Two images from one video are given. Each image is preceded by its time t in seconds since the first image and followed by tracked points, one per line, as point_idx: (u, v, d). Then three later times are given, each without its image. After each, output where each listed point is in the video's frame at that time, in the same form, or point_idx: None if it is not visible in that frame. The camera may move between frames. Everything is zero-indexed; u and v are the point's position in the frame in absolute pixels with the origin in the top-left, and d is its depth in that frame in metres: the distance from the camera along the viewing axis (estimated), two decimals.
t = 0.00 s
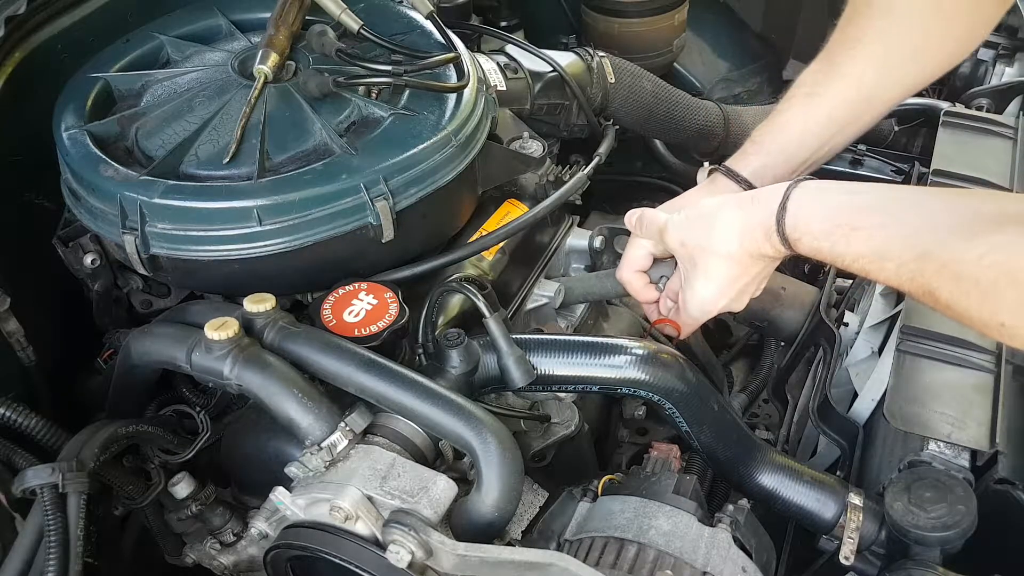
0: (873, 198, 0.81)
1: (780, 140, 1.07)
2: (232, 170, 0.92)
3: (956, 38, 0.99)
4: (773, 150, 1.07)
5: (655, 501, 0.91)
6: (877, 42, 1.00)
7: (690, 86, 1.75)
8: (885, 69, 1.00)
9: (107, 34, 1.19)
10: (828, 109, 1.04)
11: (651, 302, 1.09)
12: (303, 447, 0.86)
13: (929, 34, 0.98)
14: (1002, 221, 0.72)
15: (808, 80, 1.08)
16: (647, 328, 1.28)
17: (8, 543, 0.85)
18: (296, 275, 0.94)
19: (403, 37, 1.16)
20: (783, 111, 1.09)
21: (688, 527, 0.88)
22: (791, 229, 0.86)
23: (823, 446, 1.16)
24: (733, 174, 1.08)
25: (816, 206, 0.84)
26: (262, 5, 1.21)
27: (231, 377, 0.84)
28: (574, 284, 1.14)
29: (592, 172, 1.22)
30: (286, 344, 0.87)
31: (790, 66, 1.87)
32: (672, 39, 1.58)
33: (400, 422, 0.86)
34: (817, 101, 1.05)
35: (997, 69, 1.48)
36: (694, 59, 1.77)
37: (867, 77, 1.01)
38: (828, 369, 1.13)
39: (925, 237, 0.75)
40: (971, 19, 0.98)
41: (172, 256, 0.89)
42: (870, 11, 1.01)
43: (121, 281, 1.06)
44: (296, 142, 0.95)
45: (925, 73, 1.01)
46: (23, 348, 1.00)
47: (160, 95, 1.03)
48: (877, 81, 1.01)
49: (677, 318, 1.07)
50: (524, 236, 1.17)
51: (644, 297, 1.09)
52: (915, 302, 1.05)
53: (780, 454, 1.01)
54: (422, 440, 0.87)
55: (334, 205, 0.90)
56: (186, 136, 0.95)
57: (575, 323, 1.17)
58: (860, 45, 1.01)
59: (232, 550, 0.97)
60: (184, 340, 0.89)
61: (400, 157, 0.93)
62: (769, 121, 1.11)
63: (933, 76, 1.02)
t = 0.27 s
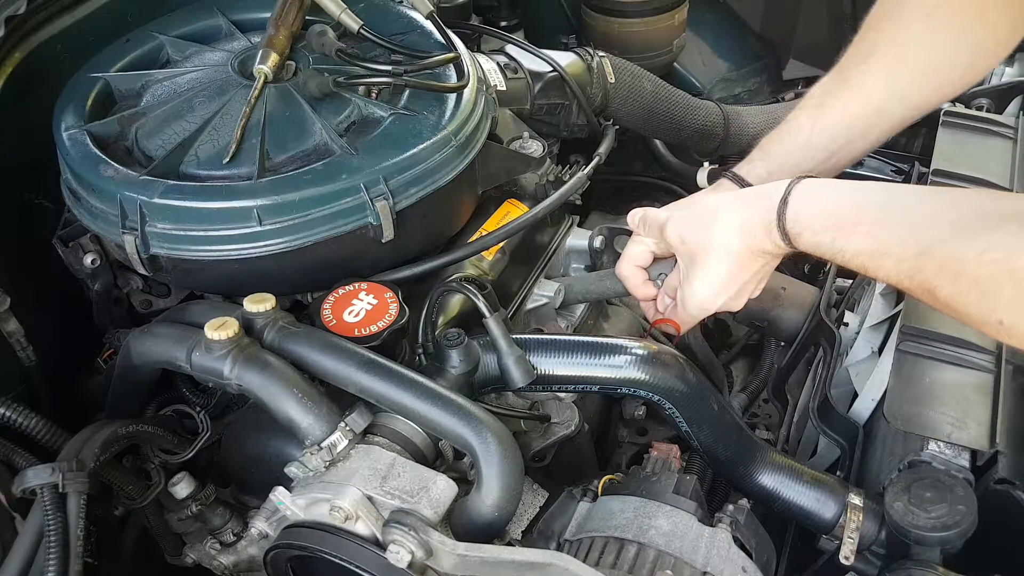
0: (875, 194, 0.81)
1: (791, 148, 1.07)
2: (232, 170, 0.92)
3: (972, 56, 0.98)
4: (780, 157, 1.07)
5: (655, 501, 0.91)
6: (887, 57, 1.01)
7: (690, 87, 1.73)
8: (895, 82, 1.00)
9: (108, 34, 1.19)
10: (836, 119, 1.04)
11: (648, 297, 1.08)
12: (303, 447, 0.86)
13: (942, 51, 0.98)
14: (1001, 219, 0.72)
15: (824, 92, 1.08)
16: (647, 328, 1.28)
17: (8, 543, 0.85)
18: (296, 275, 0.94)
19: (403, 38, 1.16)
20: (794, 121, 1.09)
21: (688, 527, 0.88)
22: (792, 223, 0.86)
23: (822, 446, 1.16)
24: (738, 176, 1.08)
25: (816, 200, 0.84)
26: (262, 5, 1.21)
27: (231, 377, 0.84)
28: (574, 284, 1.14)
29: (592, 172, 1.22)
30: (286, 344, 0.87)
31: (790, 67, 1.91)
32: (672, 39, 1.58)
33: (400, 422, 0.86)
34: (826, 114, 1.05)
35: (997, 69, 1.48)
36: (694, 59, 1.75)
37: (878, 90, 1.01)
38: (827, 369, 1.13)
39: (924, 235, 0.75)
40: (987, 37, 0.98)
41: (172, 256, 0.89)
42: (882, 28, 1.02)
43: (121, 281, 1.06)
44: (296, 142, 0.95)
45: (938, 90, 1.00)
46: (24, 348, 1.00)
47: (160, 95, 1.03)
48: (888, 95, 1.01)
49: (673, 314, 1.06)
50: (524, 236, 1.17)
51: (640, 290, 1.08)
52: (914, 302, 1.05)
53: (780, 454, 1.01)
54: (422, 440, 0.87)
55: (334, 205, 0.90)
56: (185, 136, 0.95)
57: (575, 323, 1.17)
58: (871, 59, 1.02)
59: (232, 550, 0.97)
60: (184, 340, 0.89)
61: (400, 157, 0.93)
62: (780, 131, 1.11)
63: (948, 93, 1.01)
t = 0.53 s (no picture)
0: (875, 191, 0.81)
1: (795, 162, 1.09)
2: (232, 170, 0.92)
3: (987, 75, 0.97)
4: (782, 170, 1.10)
5: (655, 501, 0.91)
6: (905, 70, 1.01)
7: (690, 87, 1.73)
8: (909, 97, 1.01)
9: (107, 34, 1.19)
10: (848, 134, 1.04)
11: (646, 294, 1.07)
12: (303, 447, 0.86)
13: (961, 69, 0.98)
14: (1000, 217, 0.72)
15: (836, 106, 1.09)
16: (647, 328, 1.28)
17: (8, 543, 0.85)
18: (296, 275, 0.94)
19: (403, 37, 1.16)
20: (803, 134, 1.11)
21: (688, 527, 0.88)
22: (793, 218, 0.86)
23: (822, 446, 1.16)
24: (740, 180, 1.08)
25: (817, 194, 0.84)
26: (262, 5, 1.21)
27: (231, 377, 0.84)
28: (574, 284, 1.14)
29: (592, 172, 1.22)
30: (286, 344, 0.87)
31: (791, 67, 1.89)
32: (672, 39, 1.58)
33: (400, 422, 0.86)
34: (837, 125, 1.06)
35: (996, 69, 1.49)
36: (694, 59, 1.75)
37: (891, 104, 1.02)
38: (827, 369, 1.13)
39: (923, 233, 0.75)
40: (1007, 58, 0.96)
41: (171, 256, 0.89)
42: (903, 39, 1.02)
43: (121, 281, 1.05)
44: (296, 142, 0.95)
45: (954, 110, 1.00)
46: (23, 348, 1.00)
47: (160, 95, 1.03)
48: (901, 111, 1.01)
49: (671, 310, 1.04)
50: (524, 236, 1.17)
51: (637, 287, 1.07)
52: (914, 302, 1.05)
53: (780, 454, 1.01)
54: (422, 440, 0.87)
55: (334, 205, 0.90)
56: (185, 136, 0.95)
57: (575, 322, 1.17)
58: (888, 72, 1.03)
59: (232, 550, 0.97)
60: (183, 340, 0.89)
61: (400, 157, 0.93)
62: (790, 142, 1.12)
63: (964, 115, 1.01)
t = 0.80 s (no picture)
0: (876, 191, 0.81)
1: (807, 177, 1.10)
2: (232, 170, 0.92)
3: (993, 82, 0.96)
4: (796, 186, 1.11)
5: (655, 501, 0.91)
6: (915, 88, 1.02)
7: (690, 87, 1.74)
8: (915, 117, 1.01)
9: (107, 34, 1.19)
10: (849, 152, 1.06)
11: (644, 290, 1.07)
12: (302, 447, 0.86)
13: (966, 83, 0.97)
14: (999, 215, 0.71)
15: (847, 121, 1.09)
16: (647, 328, 1.28)
17: (8, 543, 0.85)
18: (296, 276, 0.94)
19: (403, 37, 1.16)
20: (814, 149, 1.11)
21: (688, 527, 0.88)
22: (794, 213, 0.87)
23: (822, 446, 1.15)
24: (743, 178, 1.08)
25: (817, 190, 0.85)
26: (262, 5, 1.21)
27: (231, 377, 0.84)
28: (574, 283, 1.14)
29: (592, 172, 1.22)
30: (286, 344, 0.87)
31: (791, 66, 1.89)
32: (672, 39, 1.58)
33: (400, 422, 0.86)
34: (845, 138, 1.07)
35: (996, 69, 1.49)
36: (694, 59, 1.75)
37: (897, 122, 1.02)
38: (827, 369, 1.13)
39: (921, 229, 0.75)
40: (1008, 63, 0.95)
41: (171, 256, 0.89)
42: (918, 58, 1.02)
43: (121, 281, 1.05)
44: (296, 142, 0.95)
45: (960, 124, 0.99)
46: (23, 348, 1.00)
47: (160, 95, 1.03)
48: (905, 129, 1.02)
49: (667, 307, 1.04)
50: (524, 236, 1.18)
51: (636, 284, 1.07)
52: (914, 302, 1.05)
53: (780, 454, 1.01)
54: (422, 440, 0.87)
55: (334, 205, 0.90)
56: (185, 136, 0.95)
57: (575, 322, 1.17)
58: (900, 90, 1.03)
59: (232, 550, 0.97)
60: (184, 340, 0.89)
61: (400, 157, 0.93)
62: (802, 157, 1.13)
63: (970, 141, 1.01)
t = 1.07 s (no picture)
0: (873, 187, 0.81)
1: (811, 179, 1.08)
2: (232, 170, 0.92)
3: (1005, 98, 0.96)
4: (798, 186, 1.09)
5: (656, 501, 0.91)
6: (926, 110, 1.01)
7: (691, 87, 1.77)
8: (921, 141, 1.01)
9: (107, 35, 1.19)
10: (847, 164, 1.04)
11: (643, 288, 1.07)
12: (302, 447, 0.86)
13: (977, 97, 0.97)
14: (996, 211, 0.72)
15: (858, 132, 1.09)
16: (647, 328, 1.28)
17: (8, 543, 0.85)
18: (296, 276, 0.94)
19: (402, 37, 1.16)
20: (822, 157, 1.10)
21: (688, 527, 0.88)
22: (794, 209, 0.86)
23: (822, 446, 1.15)
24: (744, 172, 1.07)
25: (819, 186, 0.84)
26: (262, 5, 1.21)
27: (231, 377, 0.84)
28: (574, 283, 1.14)
29: (592, 172, 1.22)
30: (286, 344, 0.87)
31: (790, 67, 1.88)
32: (672, 39, 1.58)
33: (400, 422, 0.86)
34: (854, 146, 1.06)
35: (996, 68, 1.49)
36: (694, 58, 1.78)
37: (901, 143, 1.02)
38: (827, 369, 1.13)
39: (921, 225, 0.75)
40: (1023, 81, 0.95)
41: (171, 256, 0.89)
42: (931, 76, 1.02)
43: (121, 281, 1.06)
44: (296, 142, 0.95)
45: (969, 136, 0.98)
46: (23, 348, 1.00)
47: (160, 95, 1.03)
48: (910, 144, 1.02)
49: (665, 305, 1.03)
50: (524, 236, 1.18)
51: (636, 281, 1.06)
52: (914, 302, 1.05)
53: (780, 454, 1.01)
54: (422, 440, 0.87)
55: (334, 205, 0.90)
56: (185, 136, 0.95)
57: (575, 322, 1.17)
58: (910, 110, 1.02)
59: (232, 550, 0.97)
60: (183, 339, 0.89)
61: (401, 157, 0.93)
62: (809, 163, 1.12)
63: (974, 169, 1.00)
